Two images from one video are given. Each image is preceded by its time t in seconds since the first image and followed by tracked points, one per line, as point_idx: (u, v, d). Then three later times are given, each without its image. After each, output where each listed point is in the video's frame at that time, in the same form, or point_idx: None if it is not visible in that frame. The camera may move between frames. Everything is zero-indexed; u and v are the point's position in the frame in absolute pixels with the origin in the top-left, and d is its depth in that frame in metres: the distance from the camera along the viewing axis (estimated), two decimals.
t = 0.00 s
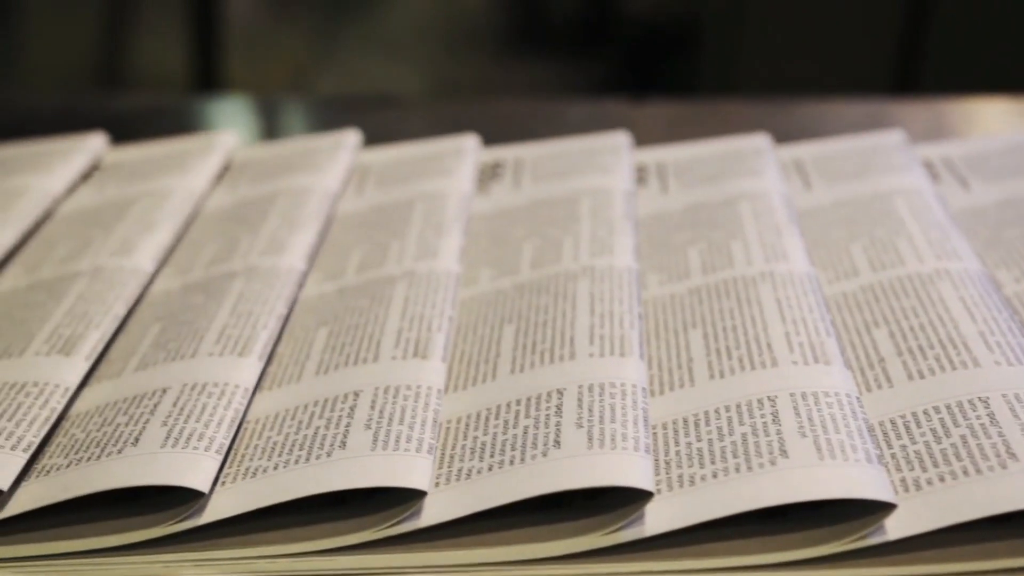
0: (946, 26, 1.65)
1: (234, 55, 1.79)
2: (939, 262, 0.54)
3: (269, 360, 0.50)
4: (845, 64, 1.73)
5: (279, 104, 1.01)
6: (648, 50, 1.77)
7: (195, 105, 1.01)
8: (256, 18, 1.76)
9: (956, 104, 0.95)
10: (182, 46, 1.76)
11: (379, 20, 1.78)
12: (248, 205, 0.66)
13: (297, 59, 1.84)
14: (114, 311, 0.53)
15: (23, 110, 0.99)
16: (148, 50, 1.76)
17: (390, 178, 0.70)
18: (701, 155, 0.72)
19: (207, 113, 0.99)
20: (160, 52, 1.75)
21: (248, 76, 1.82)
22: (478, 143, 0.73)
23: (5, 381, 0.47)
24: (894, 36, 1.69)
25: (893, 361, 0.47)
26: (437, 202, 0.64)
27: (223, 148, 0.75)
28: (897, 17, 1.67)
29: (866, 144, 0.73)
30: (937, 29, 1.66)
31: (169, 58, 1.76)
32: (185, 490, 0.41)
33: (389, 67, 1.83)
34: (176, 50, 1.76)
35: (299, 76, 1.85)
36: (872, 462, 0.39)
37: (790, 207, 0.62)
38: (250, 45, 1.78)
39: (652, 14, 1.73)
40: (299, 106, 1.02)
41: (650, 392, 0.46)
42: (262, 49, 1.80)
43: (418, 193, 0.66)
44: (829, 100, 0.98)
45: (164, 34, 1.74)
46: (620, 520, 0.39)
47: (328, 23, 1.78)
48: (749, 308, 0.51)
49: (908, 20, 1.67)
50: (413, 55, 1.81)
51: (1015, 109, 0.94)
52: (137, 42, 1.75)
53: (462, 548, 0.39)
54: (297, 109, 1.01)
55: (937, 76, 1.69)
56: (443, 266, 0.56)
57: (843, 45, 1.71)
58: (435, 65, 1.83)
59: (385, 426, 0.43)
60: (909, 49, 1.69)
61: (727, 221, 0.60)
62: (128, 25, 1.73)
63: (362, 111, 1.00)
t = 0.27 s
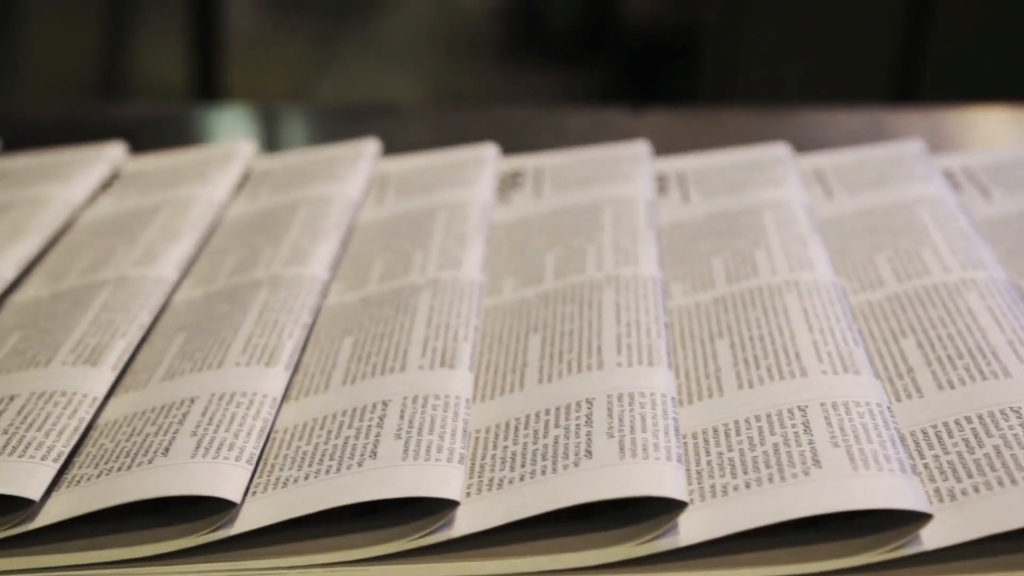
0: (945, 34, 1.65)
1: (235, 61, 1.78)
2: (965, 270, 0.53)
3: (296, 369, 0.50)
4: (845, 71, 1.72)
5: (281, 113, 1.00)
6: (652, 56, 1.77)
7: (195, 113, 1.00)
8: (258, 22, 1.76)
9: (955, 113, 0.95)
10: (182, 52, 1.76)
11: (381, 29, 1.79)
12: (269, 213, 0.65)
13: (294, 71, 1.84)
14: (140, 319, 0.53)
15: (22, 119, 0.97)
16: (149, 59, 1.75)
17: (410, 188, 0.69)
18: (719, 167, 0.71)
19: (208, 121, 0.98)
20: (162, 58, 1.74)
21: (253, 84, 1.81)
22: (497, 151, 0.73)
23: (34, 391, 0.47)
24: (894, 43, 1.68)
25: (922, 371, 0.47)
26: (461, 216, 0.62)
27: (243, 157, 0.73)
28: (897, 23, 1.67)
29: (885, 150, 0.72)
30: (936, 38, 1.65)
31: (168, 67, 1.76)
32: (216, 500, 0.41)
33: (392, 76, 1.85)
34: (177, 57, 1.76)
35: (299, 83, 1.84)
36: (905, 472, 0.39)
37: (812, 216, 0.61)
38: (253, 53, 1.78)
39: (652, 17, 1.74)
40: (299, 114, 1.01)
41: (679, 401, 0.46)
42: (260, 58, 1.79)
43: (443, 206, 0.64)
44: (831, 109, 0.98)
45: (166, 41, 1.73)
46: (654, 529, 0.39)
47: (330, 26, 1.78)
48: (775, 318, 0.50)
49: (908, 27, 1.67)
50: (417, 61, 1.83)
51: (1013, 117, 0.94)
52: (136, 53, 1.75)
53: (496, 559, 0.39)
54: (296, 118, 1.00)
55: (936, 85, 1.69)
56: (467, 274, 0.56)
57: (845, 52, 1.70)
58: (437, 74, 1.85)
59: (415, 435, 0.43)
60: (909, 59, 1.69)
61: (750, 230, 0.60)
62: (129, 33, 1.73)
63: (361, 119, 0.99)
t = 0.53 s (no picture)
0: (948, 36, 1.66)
1: (234, 68, 1.79)
2: (988, 279, 0.54)
3: (320, 379, 0.50)
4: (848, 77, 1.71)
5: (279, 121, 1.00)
6: (647, 65, 1.77)
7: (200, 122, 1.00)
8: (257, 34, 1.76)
9: (955, 123, 0.95)
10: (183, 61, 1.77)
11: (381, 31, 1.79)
12: (289, 223, 0.65)
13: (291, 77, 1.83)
14: (164, 329, 0.53)
15: (18, 127, 0.97)
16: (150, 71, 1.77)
17: (429, 197, 0.69)
18: (739, 175, 0.71)
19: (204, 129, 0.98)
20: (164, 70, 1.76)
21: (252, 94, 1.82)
22: (514, 160, 0.73)
23: (59, 401, 0.47)
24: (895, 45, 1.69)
25: (949, 380, 0.47)
26: (480, 221, 0.63)
27: (260, 167, 0.73)
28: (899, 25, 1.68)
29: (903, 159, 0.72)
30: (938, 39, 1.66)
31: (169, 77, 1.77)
32: (245, 509, 0.41)
33: (391, 84, 1.84)
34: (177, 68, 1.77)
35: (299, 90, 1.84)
36: (938, 481, 0.39)
37: (833, 225, 0.61)
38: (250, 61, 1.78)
39: (649, 24, 1.73)
40: (306, 123, 1.01)
41: (706, 410, 0.46)
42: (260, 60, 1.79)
43: (460, 213, 0.65)
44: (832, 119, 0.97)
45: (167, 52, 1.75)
46: (686, 539, 0.39)
47: (332, 35, 1.79)
48: (800, 326, 0.50)
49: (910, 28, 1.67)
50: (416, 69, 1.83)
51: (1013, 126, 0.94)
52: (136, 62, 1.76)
53: (526, 568, 0.39)
54: (295, 126, 1.00)
55: (937, 90, 1.69)
56: (489, 283, 0.56)
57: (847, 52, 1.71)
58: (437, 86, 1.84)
59: (443, 445, 0.43)
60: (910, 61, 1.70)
61: (772, 239, 0.60)
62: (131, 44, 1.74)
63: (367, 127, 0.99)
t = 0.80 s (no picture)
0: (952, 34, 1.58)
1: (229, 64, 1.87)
2: (1012, 288, 0.53)
3: (345, 389, 0.50)
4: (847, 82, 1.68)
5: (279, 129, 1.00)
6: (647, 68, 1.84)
7: (212, 129, 0.99)
8: (258, 38, 1.87)
9: (956, 132, 0.94)
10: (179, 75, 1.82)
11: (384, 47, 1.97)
12: (310, 231, 0.64)
13: (295, 88, 1.96)
14: (187, 338, 0.53)
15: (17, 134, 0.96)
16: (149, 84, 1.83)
17: (447, 205, 0.68)
18: (759, 183, 0.70)
19: (202, 136, 0.98)
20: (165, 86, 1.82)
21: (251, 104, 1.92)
22: (533, 168, 0.72)
23: (85, 411, 0.47)
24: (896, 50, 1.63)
25: (978, 389, 0.46)
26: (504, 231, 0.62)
27: (280, 175, 0.73)
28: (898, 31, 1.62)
29: (922, 165, 0.72)
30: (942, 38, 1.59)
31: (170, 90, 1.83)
32: (274, 519, 0.41)
33: (390, 94, 1.97)
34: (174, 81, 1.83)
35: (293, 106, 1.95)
36: (970, 491, 0.39)
37: (855, 233, 0.61)
38: (257, 76, 1.91)
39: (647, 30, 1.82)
40: (319, 130, 1.00)
41: (734, 419, 0.46)
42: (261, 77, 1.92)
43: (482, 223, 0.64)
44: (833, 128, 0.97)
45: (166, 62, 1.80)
46: (717, 549, 0.39)
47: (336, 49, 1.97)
48: (825, 335, 0.50)
49: (911, 32, 1.61)
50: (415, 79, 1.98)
51: (1013, 134, 0.93)
52: (136, 75, 1.82)
53: None
54: (296, 135, 1.00)
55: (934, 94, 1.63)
56: (512, 293, 0.56)
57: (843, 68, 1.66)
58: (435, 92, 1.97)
59: (471, 453, 0.43)
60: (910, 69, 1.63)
61: (793, 247, 0.59)
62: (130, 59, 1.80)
63: (380, 135, 0.99)
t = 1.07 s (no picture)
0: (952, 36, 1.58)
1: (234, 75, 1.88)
2: None
3: (369, 399, 0.50)
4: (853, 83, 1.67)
5: (279, 138, 0.99)
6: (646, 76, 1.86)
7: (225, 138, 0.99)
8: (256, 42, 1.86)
9: (971, 140, 0.94)
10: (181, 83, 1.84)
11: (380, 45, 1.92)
12: (328, 241, 0.64)
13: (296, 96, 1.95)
14: (209, 347, 0.53)
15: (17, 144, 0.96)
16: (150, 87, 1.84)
17: (465, 214, 0.68)
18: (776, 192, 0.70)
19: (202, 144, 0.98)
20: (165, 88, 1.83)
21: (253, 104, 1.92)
22: (550, 177, 0.72)
23: (109, 420, 0.47)
24: (895, 52, 1.63)
25: (1004, 399, 0.46)
26: (522, 241, 0.62)
27: (297, 185, 0.73)
28: (899, 33, 1.62)
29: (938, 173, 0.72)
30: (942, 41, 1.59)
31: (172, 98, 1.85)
32: (302, 528, 0.41)
33: (390, 99, 1.96)
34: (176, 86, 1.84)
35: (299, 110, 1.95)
36: (1001, 502, 0.39)
37: (874, 243, 0.61)
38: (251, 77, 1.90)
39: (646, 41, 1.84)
40: (333, 138, 1.00)
41: (760, 428, 0.46)
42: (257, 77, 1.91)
43: (499, 232, 0.64)
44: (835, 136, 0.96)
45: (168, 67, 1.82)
46: (746, 559, 0.39)
47: (331, 56, 1.93)
48: (849, 344, 0.50)
49: (912, 35, 1.61)
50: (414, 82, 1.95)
51: (1014, 143, 0.93)
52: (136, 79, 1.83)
53: None
54: (310, 143, 0.99)
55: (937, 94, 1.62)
56: (533, 302, 0.56)
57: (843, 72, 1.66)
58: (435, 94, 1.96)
59: (498, 464, 0.43)
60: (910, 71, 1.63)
61: (813, 257, 0.59)
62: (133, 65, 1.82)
63: (393, 142, 0.98)
